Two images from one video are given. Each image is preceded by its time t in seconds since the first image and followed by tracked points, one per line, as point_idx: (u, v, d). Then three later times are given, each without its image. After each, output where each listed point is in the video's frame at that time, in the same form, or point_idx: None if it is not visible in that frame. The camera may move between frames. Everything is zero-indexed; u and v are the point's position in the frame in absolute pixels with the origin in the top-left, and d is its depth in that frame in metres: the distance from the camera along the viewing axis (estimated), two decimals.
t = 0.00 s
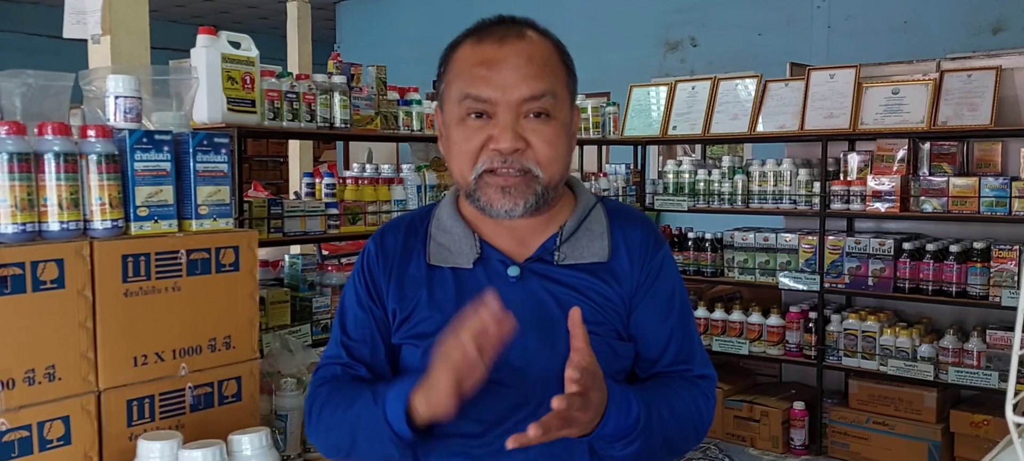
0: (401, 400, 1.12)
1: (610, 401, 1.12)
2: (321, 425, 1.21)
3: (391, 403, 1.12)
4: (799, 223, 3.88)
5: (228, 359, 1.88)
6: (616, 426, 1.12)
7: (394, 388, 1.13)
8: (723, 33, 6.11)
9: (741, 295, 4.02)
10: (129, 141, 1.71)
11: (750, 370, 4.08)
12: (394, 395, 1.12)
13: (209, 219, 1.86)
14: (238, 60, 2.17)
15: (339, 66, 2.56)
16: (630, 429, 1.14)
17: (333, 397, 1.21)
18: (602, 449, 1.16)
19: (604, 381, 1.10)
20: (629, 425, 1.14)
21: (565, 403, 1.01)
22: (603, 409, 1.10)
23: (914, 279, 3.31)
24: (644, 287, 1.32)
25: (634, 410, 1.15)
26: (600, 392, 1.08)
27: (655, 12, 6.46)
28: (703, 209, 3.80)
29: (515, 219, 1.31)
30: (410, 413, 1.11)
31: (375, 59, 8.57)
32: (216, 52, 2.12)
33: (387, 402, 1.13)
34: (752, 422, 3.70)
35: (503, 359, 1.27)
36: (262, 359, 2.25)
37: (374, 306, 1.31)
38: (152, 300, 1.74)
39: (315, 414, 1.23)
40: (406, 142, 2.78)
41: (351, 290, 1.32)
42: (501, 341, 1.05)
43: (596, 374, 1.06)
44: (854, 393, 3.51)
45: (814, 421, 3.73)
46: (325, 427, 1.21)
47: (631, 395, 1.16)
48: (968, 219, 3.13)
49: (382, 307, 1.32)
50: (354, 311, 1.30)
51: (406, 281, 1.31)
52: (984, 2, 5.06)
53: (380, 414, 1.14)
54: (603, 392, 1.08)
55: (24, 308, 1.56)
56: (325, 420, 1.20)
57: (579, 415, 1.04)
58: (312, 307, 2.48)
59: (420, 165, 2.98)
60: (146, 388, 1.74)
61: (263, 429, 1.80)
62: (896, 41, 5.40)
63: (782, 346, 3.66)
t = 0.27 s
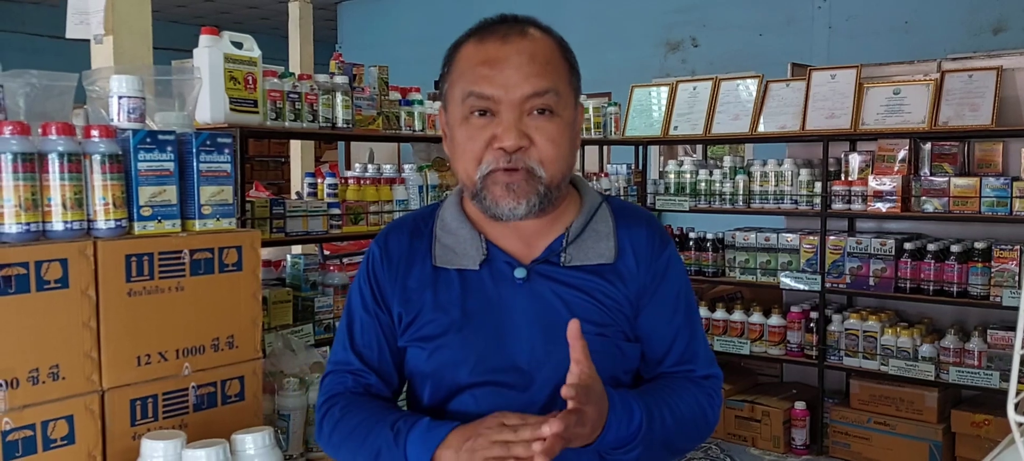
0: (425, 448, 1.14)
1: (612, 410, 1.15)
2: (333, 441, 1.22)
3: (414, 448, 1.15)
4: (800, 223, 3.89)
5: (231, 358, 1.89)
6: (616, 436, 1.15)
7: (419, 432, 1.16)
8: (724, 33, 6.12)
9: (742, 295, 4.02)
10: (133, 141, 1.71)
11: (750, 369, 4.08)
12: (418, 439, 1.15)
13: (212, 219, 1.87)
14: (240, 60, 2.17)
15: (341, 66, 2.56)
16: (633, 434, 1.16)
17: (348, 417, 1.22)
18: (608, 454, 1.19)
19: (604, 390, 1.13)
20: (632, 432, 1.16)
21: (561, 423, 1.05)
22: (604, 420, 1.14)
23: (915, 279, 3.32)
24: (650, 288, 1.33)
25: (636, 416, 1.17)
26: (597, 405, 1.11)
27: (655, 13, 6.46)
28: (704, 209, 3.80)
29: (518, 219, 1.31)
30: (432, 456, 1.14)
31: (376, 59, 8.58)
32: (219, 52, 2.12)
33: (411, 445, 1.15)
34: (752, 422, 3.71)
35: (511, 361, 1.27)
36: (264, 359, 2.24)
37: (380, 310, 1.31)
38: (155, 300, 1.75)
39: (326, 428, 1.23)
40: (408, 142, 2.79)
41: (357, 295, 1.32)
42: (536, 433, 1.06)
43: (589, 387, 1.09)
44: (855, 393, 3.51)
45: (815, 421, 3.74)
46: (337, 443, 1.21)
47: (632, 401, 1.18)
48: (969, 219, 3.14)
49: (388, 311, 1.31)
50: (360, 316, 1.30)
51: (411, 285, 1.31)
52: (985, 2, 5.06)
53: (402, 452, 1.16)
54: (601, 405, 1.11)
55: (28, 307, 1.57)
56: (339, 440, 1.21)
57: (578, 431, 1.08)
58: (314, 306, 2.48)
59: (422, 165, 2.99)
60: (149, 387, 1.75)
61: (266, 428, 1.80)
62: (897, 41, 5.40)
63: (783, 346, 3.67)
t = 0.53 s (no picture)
0: (426, 441, 1.14)
1: (606, 398, 1.15)
2: (335, 435, 1.22)
3: (415, 442, 1.15)
4: (800, 223, 3.89)
5: (233, 357, 1.89)
6: (610, 423, 1.15)
7: (420, 425, 1.16)
8: (724, 33, 6.12)
9: (742, 295, 4.03)
10: (135, 141, 1.72)
11: (750, 369, 4.08)
12: (419, 433, 1.15)
13: (214, 219, 1.87)
14: (241, 60, 2.18)
15: (342, 66, 2.57)
16: (628, 427, 1.17)
17: (350, 411, 1.22)
18: (605, 447, 1.19)
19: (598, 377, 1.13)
20: (628, 422, 1.16)
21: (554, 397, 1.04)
22: (600, 406, 1.13)
23: (915, 279, 3.32)
24: (651, 286, 1.33)
25: (633, 403, 1.17)
26: (591, 387, 1.10)
27: (655, 13, 6.47)
28: (704, 209, 3.81)
29: (523, 215, 1.32)
30: (432, 450, 1.14)
31: (376, 59, 8.58)
32: (220, 52, 2.12)
33: (412, 439, 1.15)
34: (752, 422, 3.71)
35: (511, 357, 1.27)
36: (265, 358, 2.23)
37: (383, 306, 1.32)
38: (157, 299, 1.75)
39: (328, 422, 1.23)
40: (408, 142, 2.79)
41: (360, 291, 1.32)
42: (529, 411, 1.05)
43: (583, 368, 1.09)
44: (855, 392, 3.52)
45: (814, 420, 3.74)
46: (339, 436, 1.21)
47: (630, 392, 1.18)
48: (969, 219, 3.14)
49: (391, 307, 1.32)
50: (363, 311, 1.31)
51: (414, 281, 1.31)
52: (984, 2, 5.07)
53: (403, 447, 1.16)
54: (594, 387, 1.11)
55: (31, 306, 1.57)
56: (341, 433, 1.21)
57: (569, 409, 1.07)
58: (315, 305, 2.48)
59: (422, 165, 2.99)
60: (151, 386, 1.75)
61: (268, 427, 1.81)
62: (897, 41, 5.41)
63: (783, 345, 3.67)
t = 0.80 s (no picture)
0: (422, 432, 1.15)
1: (607, 392, 1.14)
2: (337, 428, 1.23)
3: (412, 433, 1.16)
4: (806, 224, 3.89)
5: (239, 357, 1.90)
6: (611, 418, 1.14)
7: (417, 417, 1.16)
8: (729, 34, 6.12)
9: (748, 296, 4.02)
10: (142, 142, 1.73)
11: (756, 370, 4.07)
12: (415, 424, 1.16)
13: (221, 219, 1.88)
14: (248, 61, 2.19)
15: (348, 67, 2.57)
16: (628, 423, 1.16)
17: (352, 404, 1.23)
18: (607, 443, 1.19)
19: (599, 371, 1.13)
20: (629, 417, 1.16)
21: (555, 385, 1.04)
22: (600, 400, 1.13)
23: (921, 279, 3.31)
24: (653, 285, 1.33)
25: (635, 401, 1.17)
26: (591, 381, 1.10)
27: (661, 13, 6.46)
28: (710, 210, 3.80)
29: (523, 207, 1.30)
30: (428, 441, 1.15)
31: (382, 60, 8.59)
32: (227, 54, 2.13)
33: (409, 430, 1.16)
34: (758, 423, 3.71)
35: (515, 354, 1.28)
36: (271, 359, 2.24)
37: (388, 304, 1.33)
38: (164, 299, 1.76)
39: (331, 415, 1.25)
40: (414, 143, 2.80)
41: (367, 291, 1.33)
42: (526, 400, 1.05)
43: (583, 361, 1.09)
44: (861, 393, 3.50)
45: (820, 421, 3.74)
46: (341, 429, 1.22)
47: (631, 389, 1.18)
48: (975, 220, 3.13)
49: (396, 306, 1.33)
50: (368, 308, 1.32)
51: (419, 280, 1.32)
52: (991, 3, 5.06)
53: (400, 438, 1.17)
54: (593, 382, 1.10)
55: (38, 307, 1.58)
56: (343, 426, 1.22)
57: (567, 401, 1.05)
58: (320, 306, 2.49)
59: (428, 165, 2.99)
60: (158, 386, 1.76)
61: (274, 428, 1.81)
62: (902, 42, 5.40)
63: (789, 346, 3.67)
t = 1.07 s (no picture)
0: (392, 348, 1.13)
1: (616, 392, 1.14)
2: (327, 393, 1.24)
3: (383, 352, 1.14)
4: (807, 225, 3.89)
5: (241, 357, 1.91)
6: (621, 414, 1.14)
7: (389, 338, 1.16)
8: (730, 35, 6.12)
9: (749, 296, 4.03)
10: (146, 142, 1.73)
11: (757, 371, 4.08)
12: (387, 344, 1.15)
13: (224, 219, 1.88)
14: (250, 62, 2.19)
15: (350, 67, 2.58)
16: (637, 421, 1.16)
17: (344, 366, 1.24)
18: (610, 441, 1.18)
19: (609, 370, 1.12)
20: (637, 414, 1.16)
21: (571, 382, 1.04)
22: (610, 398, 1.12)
23: (922, 281, 3.31)
24: (655, 284, 1.34)
25: (641, 400, 1.17)
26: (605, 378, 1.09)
27: (663, 14, 6.47)
28: (711, 211, 3.80)
29: (526, 210, 1.31)
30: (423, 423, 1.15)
31: (383, 60, 8.60)
32: (230, 54, 2.14)
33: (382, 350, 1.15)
34: (759, 424, 3.71)
35: (518, 352, 1.29)
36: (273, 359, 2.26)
37: (392, 298, 1.34)
38: (167, 299, 1.77)
39: (324, 384, 1.26)
40: (416, 143, 2.81)
41: (371, 287, 1.35)
42: (495, 294, 1.10)
43: (596, 359, 1.07)
44: (862, 394, 3.51)
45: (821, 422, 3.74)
46: (331, 393, 1.23)
47: (638, 388, 1.18)
48: (976, 221, 3.14)
49: (400, 299, 1.34)
50: (373, 303, 1.33)
51: (423, 276, 1.33)
52: (992, 4, 5.07)
53: (377, 366, 1.15)
54: (606, 378, 1.08)
55: (42, 307, 1.59)
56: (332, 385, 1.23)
57: (579, 397, 1.05)
58: (322, 306, 2.49)
59: (430, 166, 3.00)
60: (161, 386, 1.77)
61: (277, 427, 1.82)
62: (904, 43, 5.40)
63: (790, 347, 3.67)
